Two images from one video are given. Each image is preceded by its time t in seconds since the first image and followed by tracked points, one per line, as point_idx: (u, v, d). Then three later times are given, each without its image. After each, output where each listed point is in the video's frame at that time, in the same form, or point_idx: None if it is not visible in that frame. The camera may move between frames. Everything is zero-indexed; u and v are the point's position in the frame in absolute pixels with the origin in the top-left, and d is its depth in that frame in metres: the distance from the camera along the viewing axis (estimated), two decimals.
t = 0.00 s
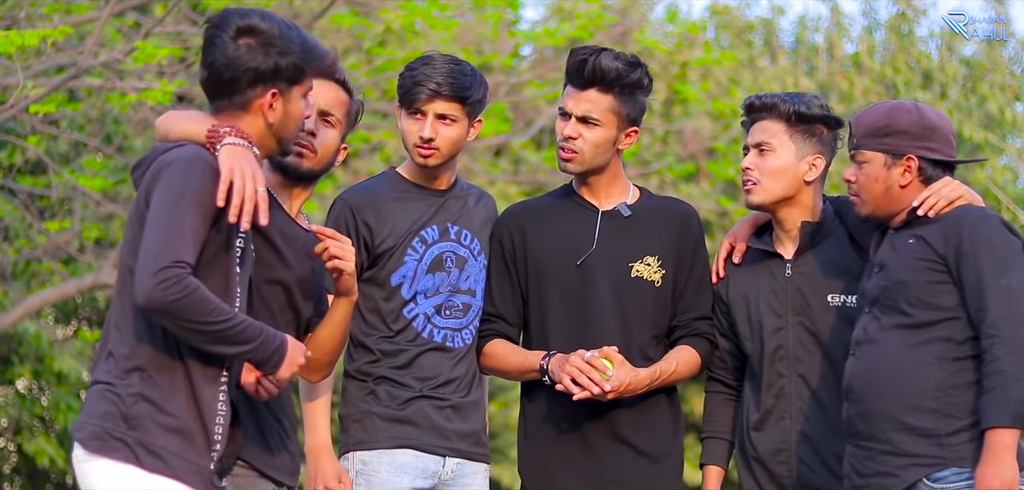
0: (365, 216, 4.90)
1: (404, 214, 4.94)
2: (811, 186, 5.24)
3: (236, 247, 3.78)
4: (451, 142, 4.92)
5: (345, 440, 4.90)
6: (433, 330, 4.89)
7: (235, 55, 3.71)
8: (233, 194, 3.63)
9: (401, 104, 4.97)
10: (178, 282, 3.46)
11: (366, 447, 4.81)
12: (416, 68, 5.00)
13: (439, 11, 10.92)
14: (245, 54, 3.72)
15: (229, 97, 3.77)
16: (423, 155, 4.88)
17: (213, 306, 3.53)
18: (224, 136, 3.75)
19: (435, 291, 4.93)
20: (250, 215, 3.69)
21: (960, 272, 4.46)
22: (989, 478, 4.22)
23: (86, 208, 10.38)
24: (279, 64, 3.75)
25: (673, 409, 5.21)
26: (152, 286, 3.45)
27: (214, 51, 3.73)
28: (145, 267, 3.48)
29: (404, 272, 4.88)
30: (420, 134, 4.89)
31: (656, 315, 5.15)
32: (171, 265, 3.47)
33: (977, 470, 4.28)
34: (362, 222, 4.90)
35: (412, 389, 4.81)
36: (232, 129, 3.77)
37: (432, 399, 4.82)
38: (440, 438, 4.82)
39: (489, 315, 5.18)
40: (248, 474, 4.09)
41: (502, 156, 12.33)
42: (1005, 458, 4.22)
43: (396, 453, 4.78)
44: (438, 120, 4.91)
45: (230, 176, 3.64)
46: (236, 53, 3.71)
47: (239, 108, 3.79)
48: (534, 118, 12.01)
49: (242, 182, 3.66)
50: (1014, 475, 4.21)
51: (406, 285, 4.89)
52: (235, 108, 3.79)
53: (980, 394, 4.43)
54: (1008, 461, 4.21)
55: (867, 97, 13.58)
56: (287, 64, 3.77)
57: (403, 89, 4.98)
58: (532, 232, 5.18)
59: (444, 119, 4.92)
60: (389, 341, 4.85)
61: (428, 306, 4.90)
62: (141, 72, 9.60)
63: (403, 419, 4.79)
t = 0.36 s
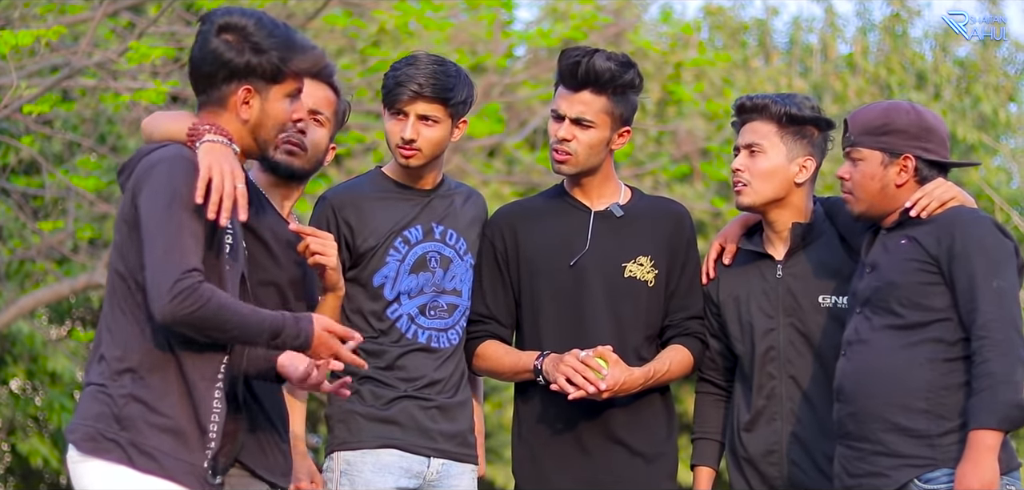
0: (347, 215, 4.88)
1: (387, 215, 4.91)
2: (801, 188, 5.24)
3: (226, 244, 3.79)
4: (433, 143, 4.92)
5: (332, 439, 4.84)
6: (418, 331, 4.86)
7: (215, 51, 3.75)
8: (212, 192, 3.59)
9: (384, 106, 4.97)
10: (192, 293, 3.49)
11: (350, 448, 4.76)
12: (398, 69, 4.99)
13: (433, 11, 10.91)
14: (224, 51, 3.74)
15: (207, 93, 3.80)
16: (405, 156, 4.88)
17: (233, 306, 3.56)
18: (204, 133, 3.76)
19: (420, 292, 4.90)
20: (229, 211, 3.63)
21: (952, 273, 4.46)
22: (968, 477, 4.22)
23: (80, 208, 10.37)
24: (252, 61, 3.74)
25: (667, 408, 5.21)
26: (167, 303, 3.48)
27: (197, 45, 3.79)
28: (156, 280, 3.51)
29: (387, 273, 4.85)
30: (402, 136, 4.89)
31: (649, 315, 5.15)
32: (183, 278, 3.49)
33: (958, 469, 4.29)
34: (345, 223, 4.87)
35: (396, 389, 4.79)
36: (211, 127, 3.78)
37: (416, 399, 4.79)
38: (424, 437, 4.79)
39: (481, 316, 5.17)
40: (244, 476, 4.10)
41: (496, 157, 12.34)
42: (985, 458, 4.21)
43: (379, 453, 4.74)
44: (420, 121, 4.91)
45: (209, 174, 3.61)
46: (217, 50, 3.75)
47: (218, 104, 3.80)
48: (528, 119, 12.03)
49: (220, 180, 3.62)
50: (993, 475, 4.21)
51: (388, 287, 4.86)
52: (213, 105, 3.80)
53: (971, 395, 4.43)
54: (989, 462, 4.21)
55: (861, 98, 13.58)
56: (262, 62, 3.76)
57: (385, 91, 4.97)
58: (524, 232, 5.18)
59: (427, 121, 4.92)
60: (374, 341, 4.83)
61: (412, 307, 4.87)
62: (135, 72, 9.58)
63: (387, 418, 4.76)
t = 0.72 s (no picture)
0: (330, 214, 4.87)
1: (370, 213, 4.90)
2: (791, 188, 5.25)
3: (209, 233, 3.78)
4: (415, 142, 4.91)
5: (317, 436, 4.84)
6: (402, 329, 4.84)
7: (190, 53, 3.72)
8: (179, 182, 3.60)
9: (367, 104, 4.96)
10: (189, 261, 3.50)
11: (333, 445, 4.76)
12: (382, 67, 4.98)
13: (425, 10, 10.91)
14: (198, 50, 3.72)
15: (186, 94, 3.79)
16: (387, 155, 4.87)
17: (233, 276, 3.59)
18: (170, 124, 3.75)
19: (403, 290, 4.88)
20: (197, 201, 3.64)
21: (942, 272, 4.46)
22: (964, 477, 4.23)
23: (71, 206, 10.35)
24: (231, 55, 3.75)
25: (657, 408, 5.21)
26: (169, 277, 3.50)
27: (166, 51, 3.74)
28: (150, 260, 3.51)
29: (369, 271, 4.83)
30: (384, 134, 4.88)
31: (641, 313, 5.16)
32: (178, 249, 3.51)
33: (953, 470, 4.30)
34: (328, 222, 4.87)
35: (378, 387, 4.77)
36: (180, 117, 3.78)
37: (399, 397, 4.78)
38: (408, 436, 4.78)
39: (471, 315, 5.19)
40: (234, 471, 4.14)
41: (487, 155, 12.35)
42: (980, 459, 4.22)
43: (363, 451, 4.74)
44: (402, 120, 4.90)
45: (175, 163, 3.62)
46: (191, 52, 3.72)
47: (198, 102, 3.81)
48: (519, 118, 12.03)
49: (187, 168, 3.64)
50: (989, 476, 4.21)
51: (372, 284, 4.84)
52: (192, 103, 3.81)
53: (961, 394, 4.43)
54: (983, 462, 4.22)
55: (852, 97, 13.58)
56: (240, 56, 3.77)
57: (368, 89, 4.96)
58: (513, 231, 5.18)
59: (410, 119, 4.91)
60: (357, 339, 4.82)
61: (396, 305, 4.86)
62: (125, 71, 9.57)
63: (369, 416, 4.75)
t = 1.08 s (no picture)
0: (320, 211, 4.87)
1: (356, 210, 4.90)
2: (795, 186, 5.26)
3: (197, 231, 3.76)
4: (416, 138, 4.94)
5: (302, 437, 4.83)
6: (388, 327, 4.84)
7: (188, 48, 3.74)
8: (175, 172, 3.57)
9: (365, 103, 4.93)
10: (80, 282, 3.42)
11: (321, 444, 4.75)
12: (377, 67, 4.97)
13: (418, 10, 10.90)
14: (196, 45, 3.74)
15: (184, 89, 3.80)
16: (393, 153, 4.87)
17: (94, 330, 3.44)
18: (173, 116, 3.74)
19: (389, 288, 4.89)
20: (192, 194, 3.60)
21: (932, 270, 4.47)
22: (953, 477, 4.23)
23: (63, 205, 10.34)
24: (231, 49, 3.79)
25: (650, 406, 5.21)
26: (101, 324, 3.53)
27: (163, 46, 3.74)
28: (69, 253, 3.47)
29: (356, 268, 4.83)
30: (390, 132, 4.88)
31: (633, 308, 5.17)
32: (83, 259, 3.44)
33: (943, 469, 4.29)
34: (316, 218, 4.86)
35: (366, 386, 4.77)
36: (182, 112, 3.75)
37: (387, 396, 4.78)
38: (396, 434, 4.79)
39: (459, 311, 5.20)
40: (236, 470, 4.11)
41: (479, 154, 12.35)
42: (969, 459, 4.22)
43: (352, 450, 4.73)
44: (406, 118, 4.91)
45: (172, 154, 3.60)
46: (189, 47, 3.74)
47: (196, 97, 3.82)
48: (512, 117, 12.03)
49: (184, 161, 3.60)
50: (978, 476, 4.21)
51: (358, 282, 4.84)
52: (190, 99, 3.82)
53: (952, 393, 4.42)
54: (973, 463, 4.21)
55: (845, 96, 13.57)
56: (239, 49, 3.81)
57: (365, 88, 4.94)
58: (503, 227, 5.19)
59: (412, 116, 4.93)
60: (343, 338, 4.81)
61: (382, 303, 4.86)
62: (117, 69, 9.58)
63: (358, 415, 4.75)
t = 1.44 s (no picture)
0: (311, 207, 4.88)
1: (346, 204, 4.88)
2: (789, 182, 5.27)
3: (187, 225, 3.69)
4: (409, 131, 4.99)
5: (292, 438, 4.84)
6: (382, 321, 4.85)
7: (196, 51, 3.74)
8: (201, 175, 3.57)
9: (364, 98, 4.90)
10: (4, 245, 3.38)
11: (316, 445, 4.73)
12: (372, 61, 4.96)
13: (409, 8, 10.87)
14: (203, 48, 3.74)
15: (189, 91, 3.80)
16: (394, 148, 4.90)
17: None
18: (191, 118, 3.70)
19: (380, 283, 4.89)
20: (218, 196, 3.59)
21: (921, 267, 4.47)
22: (940, 475, 4.23)
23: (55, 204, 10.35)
24: (238, 53, 3.78)
25: (642, 405, 5.21)
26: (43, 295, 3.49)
27: (171, 48, 3.74)
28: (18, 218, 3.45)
29: (350, 262, 4.83)
30: (392, 127, 4.89)
31: (624, 302, 5.17)
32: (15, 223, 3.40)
33: (929, 466, 4.30)
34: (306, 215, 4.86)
35: (360, 385, 4.77)
36: (200, 113, 3.73)
37: (381, 396, 4.78)
38: (389, 434, 4.79)
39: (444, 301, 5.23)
40: (240, 470, 4.04)
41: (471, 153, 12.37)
42: (956, 455, 4.22)
43: (346, 450, 4.73)
44: (405, 113, 4.94)
45: (198, 157, 3.59)
46: (197, 50, 3.74)
47: (200, 99, 3.81)
48: (503, 116, 12.04)
49: (210, 163, 3.60)
50: (965, 473, 4.21)
51: (352, 276, 4.84)
52: (195, 100, 3.81)
53: (941, 391, 4.42)
54: (960, 459, 4.21)
55: (836, 95, 13.58)
56: (246, 53, 3.81)
57: (364, 83, 4.91)
58: (493, 223, 5.20)
59: (409, 110, 4.95)
60: (335, 336, 4.79)
61: (376, 297, 4.86)
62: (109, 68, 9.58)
63: (352, 415, 4.74)
